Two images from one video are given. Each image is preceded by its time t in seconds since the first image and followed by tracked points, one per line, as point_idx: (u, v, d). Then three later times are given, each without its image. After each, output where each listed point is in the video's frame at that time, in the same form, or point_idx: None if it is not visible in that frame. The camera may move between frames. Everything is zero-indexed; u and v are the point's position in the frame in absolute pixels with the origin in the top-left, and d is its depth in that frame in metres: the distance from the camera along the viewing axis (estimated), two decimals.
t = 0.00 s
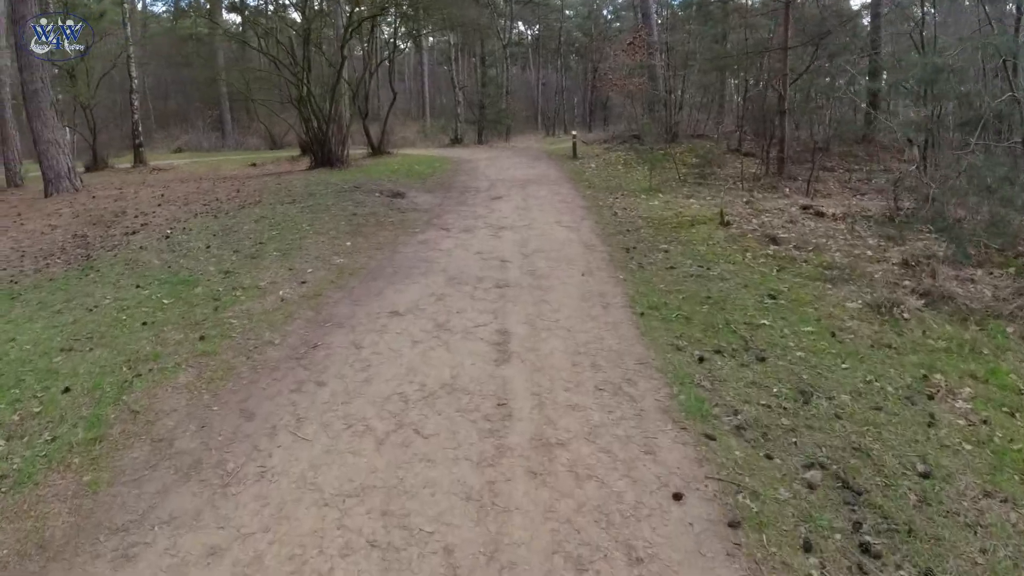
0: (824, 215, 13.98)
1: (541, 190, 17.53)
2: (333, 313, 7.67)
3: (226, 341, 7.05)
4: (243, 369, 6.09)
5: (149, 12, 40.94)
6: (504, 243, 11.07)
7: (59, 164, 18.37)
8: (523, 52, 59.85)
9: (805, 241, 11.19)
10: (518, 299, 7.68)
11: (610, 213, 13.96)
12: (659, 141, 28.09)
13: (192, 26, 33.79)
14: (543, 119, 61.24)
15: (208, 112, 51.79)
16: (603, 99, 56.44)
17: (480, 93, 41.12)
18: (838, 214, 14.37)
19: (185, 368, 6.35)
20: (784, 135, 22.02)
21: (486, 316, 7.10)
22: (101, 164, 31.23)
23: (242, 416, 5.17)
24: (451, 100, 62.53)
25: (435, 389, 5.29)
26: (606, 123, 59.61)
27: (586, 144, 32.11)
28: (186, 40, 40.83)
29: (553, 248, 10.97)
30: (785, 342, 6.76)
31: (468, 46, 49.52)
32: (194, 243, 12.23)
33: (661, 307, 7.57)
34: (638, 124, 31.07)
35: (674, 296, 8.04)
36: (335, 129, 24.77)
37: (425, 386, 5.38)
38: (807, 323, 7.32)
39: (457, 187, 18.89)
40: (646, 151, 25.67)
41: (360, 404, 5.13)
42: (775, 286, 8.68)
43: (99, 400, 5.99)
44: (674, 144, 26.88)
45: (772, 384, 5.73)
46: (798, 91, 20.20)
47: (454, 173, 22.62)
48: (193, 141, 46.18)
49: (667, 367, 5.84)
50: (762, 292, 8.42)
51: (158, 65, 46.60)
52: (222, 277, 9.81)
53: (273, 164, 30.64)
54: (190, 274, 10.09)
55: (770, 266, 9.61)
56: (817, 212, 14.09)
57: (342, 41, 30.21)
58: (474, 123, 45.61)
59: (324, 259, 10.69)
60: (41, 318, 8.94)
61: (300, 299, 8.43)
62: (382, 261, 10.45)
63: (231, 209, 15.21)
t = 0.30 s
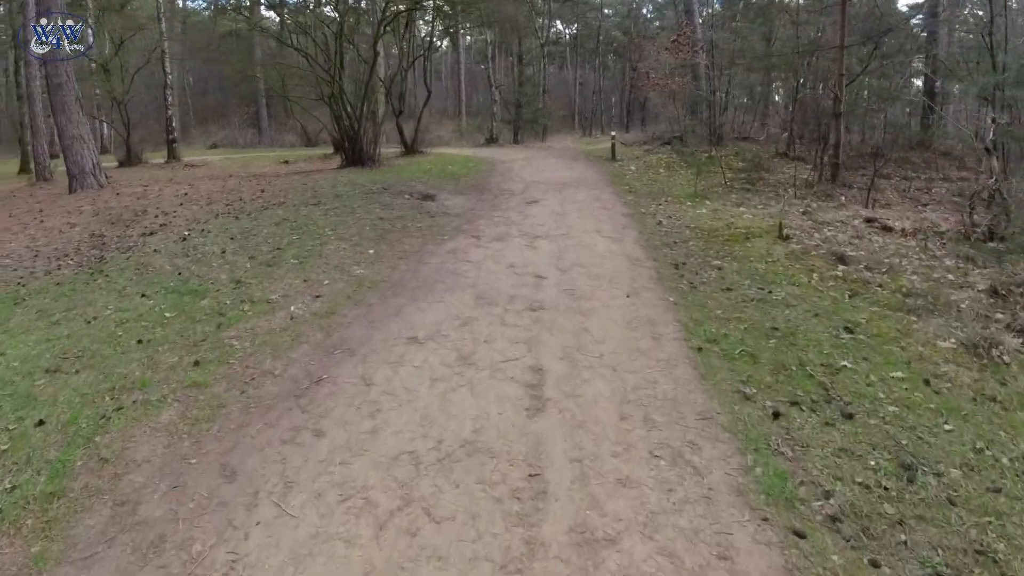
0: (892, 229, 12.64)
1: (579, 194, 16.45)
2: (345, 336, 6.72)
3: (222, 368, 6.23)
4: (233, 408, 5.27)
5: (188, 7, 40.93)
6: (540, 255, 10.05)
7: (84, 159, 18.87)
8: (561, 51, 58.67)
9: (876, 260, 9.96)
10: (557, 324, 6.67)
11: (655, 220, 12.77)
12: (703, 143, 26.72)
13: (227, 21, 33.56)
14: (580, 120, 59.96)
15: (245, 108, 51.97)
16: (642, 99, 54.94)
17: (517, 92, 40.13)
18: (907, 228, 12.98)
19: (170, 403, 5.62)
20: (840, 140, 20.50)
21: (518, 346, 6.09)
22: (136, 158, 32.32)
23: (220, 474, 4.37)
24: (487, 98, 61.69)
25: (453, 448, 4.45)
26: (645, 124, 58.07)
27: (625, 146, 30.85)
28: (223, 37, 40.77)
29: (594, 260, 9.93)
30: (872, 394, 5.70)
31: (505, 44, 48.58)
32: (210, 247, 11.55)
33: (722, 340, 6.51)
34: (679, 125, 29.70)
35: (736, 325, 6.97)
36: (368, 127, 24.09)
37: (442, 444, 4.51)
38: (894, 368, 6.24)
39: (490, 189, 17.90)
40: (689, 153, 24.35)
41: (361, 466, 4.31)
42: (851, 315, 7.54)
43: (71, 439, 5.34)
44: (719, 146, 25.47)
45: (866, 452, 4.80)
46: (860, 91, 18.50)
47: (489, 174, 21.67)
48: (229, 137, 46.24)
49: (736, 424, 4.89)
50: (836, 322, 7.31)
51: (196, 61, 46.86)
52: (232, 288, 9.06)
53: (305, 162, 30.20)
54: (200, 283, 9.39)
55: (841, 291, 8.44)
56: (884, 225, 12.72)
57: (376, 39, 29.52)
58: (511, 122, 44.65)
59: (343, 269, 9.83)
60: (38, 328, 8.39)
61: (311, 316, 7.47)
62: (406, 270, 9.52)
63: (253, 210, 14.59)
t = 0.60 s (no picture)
0: (971, 254, 11.13)
1: (620, 205, 15.32)
2: (352, 372, 5.82)
3: (203, 408, 5.70)
4: (204, 466, 4.68)
5: (230, 8, 41.02)
6: (578, 273, 9.00)
7: (111, 159, 19.09)
8: (603, 57, 57.47)
9: (961, 292, 8.66)
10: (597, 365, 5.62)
11: (699, 235, 11.61)
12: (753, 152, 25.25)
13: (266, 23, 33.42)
14: (621, 126, 58.53)
15: (285, 109, 52.23)
16: (686, 106, 53.34)
17: (558, 96, 39.11)
18: (989, 253, 11.44)
19: (138, 451, 5.10)
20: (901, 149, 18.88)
21: (551, 397, 5.12)
22: (174, 157, 32.73)
23: (171, 561, 3.81)
24: (526, 102, 60.83)
25: (459, 547, 3.71)
26: (689, 132, 56.33)
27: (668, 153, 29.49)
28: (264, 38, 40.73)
29: (642, 276, 8.87)
30: (982, 474, 4.61)
31: (546, 49, 47.56)
32: (225, 257, 10.87)
33: (793, 393, 5.43)
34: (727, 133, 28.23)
35: (808, 373, 5.87)
36: (402, 130, 23.38)
37: (449, 542, 3.75)
38: (1005, 438, 5.10)
39: (525, 198, 16.87)
40: (739, 162, 22.94)
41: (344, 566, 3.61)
42: (942, 362, 6.36)
43: (26, 487, 4.90)
44: (769, 156, 24.00)
45: (987, 567, 3.80)
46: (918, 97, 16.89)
47: (526, 181, 20.64)
48: (269, 138, 46.31)
49: (825, 522, 3.99)
50: (926, 371, 6.15)
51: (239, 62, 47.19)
52: (239, 305, 8.35)
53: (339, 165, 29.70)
54: (207, 297, 8.74)
55: (925, 330, 7.23)
56: (961, 249, 11.26)
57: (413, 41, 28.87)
58: (550, 126, 43.58)
59: (361, 285, 8.92)
60: (31, 343, 8.16)
61: (314, 344, 6.61)
62: (431, 288, 8.58)
63: (276, 216, 13.96)
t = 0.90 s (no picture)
0: None
1: (635, 214, 14.24)
2: (313, 426, 5.00)
3: (134, 465, 5.04)
4: (115, 550, 3.99)
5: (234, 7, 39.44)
6: (589, 294, 7.93)
7: (106, 162, 18.41)
8: (619, 62, 56.40)
9: None
10: (604, 426, 4.63)
11: (716, 252, 10.54)
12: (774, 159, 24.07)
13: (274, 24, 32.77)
14: (637, 131, 57.21)
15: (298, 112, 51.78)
16: (704, 112, 52.14)
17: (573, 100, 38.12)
18: None
19: (47, 520, 4.44)
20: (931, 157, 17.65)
21: (547, 467, 4.19)
22: (181, 159, 32.21)
23: None
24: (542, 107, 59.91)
25: None
26: (707, 137, 54.89)
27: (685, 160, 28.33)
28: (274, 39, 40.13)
29: (660, 299, 7.87)
30: None
31: (560, 52, 46.52)
32: (203, 271, 10.49)
33: (842, 466, 4.46)
34: (747, 139, 27.04)
35: (857, 436, 4.87)
36: (408, 133, 22.57)
37: None
38: None
39: (532, 207, 15.85)
40: (760, 171, 21.81)
41: None
42: (1016, 419, 5.30)
43: None
44: (792, 164, 22.83)
45: None
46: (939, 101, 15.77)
47: (536, 188, 19.65)
48: (280, 140, 45.72)
49: None
50: (999, 431, 5.09)
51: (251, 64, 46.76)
52: (206, 330, 7.81)
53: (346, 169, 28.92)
54: (172, 320, 8.40)
55: (990, 373, 6.13)
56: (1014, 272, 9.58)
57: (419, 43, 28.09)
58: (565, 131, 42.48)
59: (343, 306, 7.98)
60: None
61: (277, 385, 5.86)
62: (420, 312, 7.57)
63: (267, 225, 13.20)
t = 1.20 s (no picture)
0: None
1: (618, 221, 13.30)
2: (214, 503, 4.16)
3: None
4: None
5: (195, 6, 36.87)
6: (565, 315, 6.95)
7: (57, 164, 17.17)
8: (602, 64, 55.69)
9: None
10: (574, 511, 3.76)
11: (704, 265, 9.61)
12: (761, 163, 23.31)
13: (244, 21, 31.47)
14: (620, 133, 56.45)
15: (274, 112, 50.44)
16: (687, 115, 51.55)
17: (555, 101, 37.25)
18: None
19: None
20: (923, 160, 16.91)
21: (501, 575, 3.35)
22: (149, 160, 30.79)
23: None
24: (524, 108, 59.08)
25: None
26: (690, 140, 54.25)
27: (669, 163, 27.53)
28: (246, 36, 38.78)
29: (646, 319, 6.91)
30: None
31: (542, 53, 45.57)
32: (138, 288, 9.61)
33: (874, 563, 3.57)
34: (733, 142, 26.27)
35: (888, 513, 3.98)
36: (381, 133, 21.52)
37: None
38: None
39: (507, 213, 14.86)
40: (747, 175, 21.03)
41: None
42: None
43: None
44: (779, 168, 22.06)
45: None
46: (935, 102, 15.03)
47: (514, 192, 18.67)
48: (254, 141, 44.35)
49: None
50: None
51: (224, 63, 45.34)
52: (123, 361, 7.06)
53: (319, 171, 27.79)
54: (92, 348, 7.56)
55: None
56: None
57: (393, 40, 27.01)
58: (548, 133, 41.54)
59: (282, 333, 6.98)
60: None
61: (185, 442, 5.07)
62: (369, 340, 6.55)
63: (218, 235, 12.16)
